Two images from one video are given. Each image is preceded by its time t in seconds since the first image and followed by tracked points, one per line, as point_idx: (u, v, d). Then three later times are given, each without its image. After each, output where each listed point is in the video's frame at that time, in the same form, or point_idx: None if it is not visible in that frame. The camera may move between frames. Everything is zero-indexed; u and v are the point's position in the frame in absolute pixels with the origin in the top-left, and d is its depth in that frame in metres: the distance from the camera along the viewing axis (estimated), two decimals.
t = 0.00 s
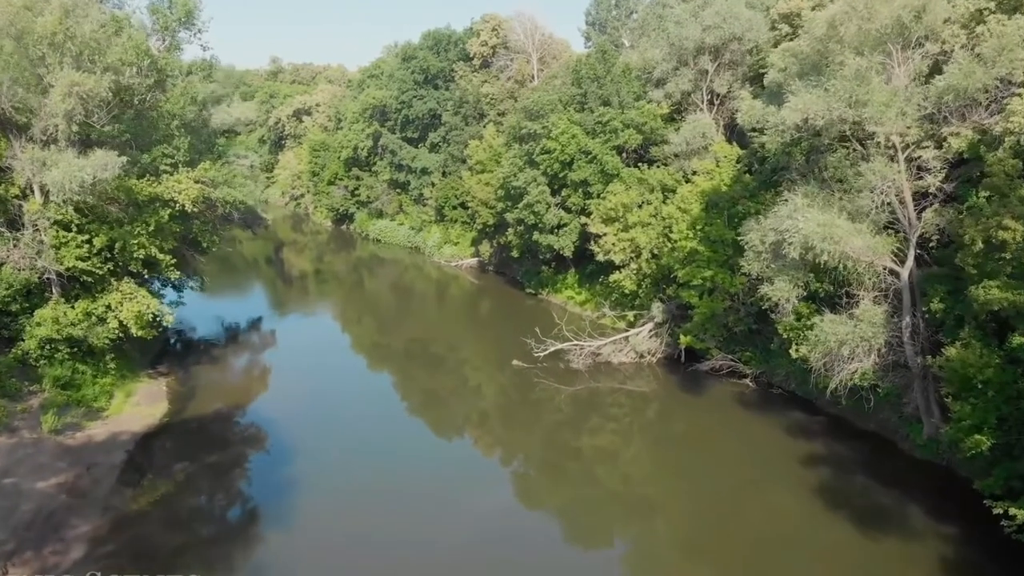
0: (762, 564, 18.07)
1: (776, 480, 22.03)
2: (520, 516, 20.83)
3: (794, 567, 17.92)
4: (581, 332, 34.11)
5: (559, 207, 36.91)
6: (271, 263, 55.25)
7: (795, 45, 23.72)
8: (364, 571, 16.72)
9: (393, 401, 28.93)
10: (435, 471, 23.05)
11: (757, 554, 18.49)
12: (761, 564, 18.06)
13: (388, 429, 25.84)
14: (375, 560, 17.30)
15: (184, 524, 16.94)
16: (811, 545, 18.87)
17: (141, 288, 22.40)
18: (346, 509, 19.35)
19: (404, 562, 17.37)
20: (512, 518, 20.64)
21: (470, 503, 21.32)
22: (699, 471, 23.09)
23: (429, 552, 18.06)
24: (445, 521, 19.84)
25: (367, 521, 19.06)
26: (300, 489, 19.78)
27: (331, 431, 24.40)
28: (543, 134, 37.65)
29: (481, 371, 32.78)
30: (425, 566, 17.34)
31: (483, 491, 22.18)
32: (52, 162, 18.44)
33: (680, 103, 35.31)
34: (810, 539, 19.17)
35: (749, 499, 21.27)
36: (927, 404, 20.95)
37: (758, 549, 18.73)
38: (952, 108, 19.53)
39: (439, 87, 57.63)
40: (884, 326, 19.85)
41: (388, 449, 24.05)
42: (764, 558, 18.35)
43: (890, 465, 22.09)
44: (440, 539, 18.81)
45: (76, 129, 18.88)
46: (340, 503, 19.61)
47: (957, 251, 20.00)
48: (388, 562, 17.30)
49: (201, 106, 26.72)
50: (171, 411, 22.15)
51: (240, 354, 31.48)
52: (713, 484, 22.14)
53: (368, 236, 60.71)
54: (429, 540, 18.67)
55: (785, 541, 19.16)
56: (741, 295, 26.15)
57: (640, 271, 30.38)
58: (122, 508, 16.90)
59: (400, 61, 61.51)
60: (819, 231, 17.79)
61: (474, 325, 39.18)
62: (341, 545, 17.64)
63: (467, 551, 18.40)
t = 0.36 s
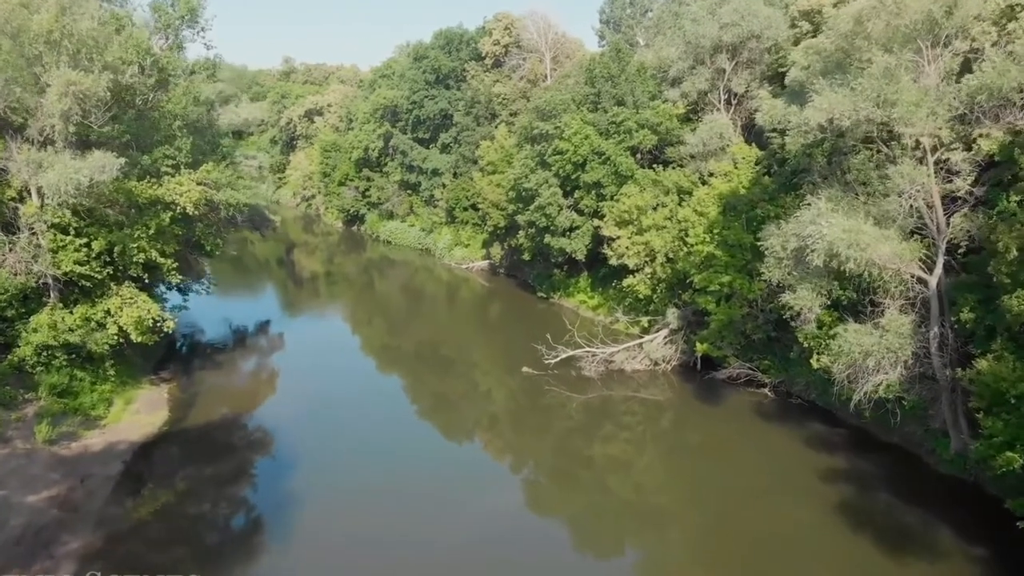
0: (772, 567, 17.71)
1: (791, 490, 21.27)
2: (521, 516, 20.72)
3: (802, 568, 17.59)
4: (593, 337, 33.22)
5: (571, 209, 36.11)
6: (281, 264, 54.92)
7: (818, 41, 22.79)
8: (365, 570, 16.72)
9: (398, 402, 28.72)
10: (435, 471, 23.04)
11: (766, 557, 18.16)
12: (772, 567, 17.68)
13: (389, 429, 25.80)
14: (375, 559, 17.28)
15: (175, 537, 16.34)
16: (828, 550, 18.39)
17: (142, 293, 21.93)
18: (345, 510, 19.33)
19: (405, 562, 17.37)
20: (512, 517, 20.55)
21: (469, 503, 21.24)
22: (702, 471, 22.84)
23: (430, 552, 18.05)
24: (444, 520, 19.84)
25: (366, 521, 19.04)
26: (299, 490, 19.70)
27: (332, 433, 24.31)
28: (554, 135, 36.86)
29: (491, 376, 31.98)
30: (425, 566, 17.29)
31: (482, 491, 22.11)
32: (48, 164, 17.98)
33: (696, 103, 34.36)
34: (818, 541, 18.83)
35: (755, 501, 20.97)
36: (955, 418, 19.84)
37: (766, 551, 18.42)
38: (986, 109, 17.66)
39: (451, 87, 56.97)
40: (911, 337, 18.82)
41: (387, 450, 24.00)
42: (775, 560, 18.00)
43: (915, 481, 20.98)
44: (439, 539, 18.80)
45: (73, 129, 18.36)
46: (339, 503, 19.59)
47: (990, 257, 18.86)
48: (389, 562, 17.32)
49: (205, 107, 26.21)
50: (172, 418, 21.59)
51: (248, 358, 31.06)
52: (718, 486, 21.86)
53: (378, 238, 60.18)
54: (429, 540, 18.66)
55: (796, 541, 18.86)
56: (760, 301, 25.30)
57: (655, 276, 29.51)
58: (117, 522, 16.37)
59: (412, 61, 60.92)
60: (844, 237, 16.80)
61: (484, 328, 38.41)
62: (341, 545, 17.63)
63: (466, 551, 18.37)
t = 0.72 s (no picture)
0: (777, 569, 17.52)
1: (802, 499, 20.67)
2: (521, 516, 20.67)
3: (807, 570, 17.37)
4: (602, 343, 32.39)
5: (579, 211, 35.40)
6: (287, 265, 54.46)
7: (834, 38, 22.00)
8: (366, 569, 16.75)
9: (399, 403, 28.46)
10: (435, 471, 23.01)
11: (771, 560, 17.96)
12: (777, 570, 17.47)
13: (389, 429, 25.77)
14: (376, 558, 17.29)
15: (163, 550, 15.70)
16: (835, 553, 18.10)
17: (138, 297, 21.45)
18: (345, 509, 19.33)
19: (405, 561, 17.40)
20: (512, 517, 20.52)
21: (469, 502, 21.22)
22: (705, 473, 22.69)
23: (430, 550, 18.07)
24: (445, 519, 19.85)
25: (367, 520, 19.04)
26: (299, 490, 19.67)
27: (333, 433, 24.28)
28: (562, 135, 36.16)
29: (496, 381, 31.24)
30: (425, 566, 17.28)
31: (481, 491, 22.08)
32: (39, 166, 17.46)
33: (707, 102, 33.50)
34: (825, 543, 18.58)
35: (759, 503, 20.77)
36: (977, 430, 18.95)
37: (769, 553, 18.27)
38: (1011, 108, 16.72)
39: (458, 86, 56.36)
40: (934, 347, 17.93)
41: (387, 450, 23.96)
42: (779, 561, 17.82)
43: (937, 496, 20.04)
44: (440, 538, 18.82)
45: (66, 130, 17.83)
46: (339, 502, 19.59)
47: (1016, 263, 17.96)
48: (390, 560, 17.36)
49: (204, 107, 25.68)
50: (168, 426, 21.04)
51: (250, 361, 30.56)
52: (720, 487, 21.69)
53: (384, 239, 59.64)
54: (430, 539, 18.69)
55: (802, 544, 18.63)
56: (773, 306, 24.52)
57: (665, 280, 28.74)
58: (105, 535, 15.80)
59: (418, 60, 60.36)
60: (865, 242, 16.05)
61: (490, 332, 37.72)
62: (342, 544, 17.64)
63: (466, 549, 18.37)
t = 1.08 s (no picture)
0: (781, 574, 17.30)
1: (813, 508, 20.14)
2: (523, 517, 20.55)
3: None
4: (611, 349, 31.52)
5: (588, 213, 34.61)
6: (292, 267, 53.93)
7: (853, 35, 21.12)
8: (366, 568, 16.66)
9: (404, 406, 28.16)
10: (437, 471, 22.91)
11: (777, 565, 17.71)
12: None
13: (391, 429, 25.62)
14: (376, 557, 17.18)
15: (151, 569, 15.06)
16: (843, 561, 17.78)
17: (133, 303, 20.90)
18: (346, 508, 19.23)
19: (407, 559, 17.30)
20: (514, 518, 20.40)
21: (471, 503, 21.09)
22: (711, 477, 22.39)
23: (432, 550, 17.97)
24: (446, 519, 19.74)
25: (368, 519, 18.94)
26: (300, 489, 19.58)
27: (336, 433, 24.17)
28: (571, 135, 35.37)
29: (504, 386, 30.51)
30: (426, 565, 17.19)
31: (484, 492, 21.95)
32: (30, 167, 16.88)
33: (720, 102, 32.75)
34: (832, 548, 18.30)
35: (764, 506, 20.52)
36: (1005, 448, 18.00)
37: (773, 559, 18.01)
38: None
39: (465, 86, 55.68)
40: (961, 360, 16.97)
41: (390, 450, 23.83)
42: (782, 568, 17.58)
43: (963, 516, 19.08)
44: (441, 537, 18.71)
45: (56, 130, 17.23)
46: (341, 501, 19.52)
47: None
48: (391, 558, 17.28)
49: (203, 107, 25.10)
50: (163, 435, 20.44)
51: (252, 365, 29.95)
52: (725, 490, 21.41)
53: (391, 241, 59.05)
54: (432, 539, 18.57)
55: (808, 548, 18.40)
56: (788, 313, 23.65)
57: (676, 285, 27.91)
58: (94, 552, 15.22)
59: (425, 60, 59.72)
60: (889, 249, 15.19)
61: (497, 335, 36.98)
62: (343, 543, 17.55)
63: (468, 549, 18.25)
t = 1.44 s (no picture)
0: None
1: (823, 516, 19.66)
2: (524, 515, 20.58)
3: None
4: (620, 356, 30.68)
5: (596, 216, 33.84)
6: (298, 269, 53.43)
7: (875, 31, 20.25)
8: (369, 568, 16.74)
9: (407, 407, 28.17)
10: (439, 469, 23.02)
11: (779, 566, 17.55)
12: None
13: (394, 429, 25.70)
14: (378, 557, 17.24)
15: None
16: (848, 563, 17.52)
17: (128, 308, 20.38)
18: (349, 509, 19.33)
19: (410, 560, 17.37)
20: (516, 517, 20.37)
21: (472, 500, 21.17)
22: (715, 478, 22.19)
23: (434, 550, 18.02)
24: (448, 517, 19.84)
25: (370, 519, 19.03)
26: (302, 492, 19.60)
27: (339, 434, 24.29)
28: (579, 136, 34.60)
29: (511, 391, 29.88)
30: (429, 565, 17.24)
31: (486, 491, 21.97)
32: (18, 169, 16.35)
33: (733, 102, 32.00)
34: (835, 550, 18.09)
35: (767, 507, 20.36)
36: None
37: (775, 561, 17.80)
38: None
39: (473, 86, 55.04)
40: (990, 374, 16.04)
41: (392, 449, 23.93)
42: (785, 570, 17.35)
43: (988, 534, 18.13)
44: (443, 536, 18.80)
45: (46, 132, 16.73)
46: (343, 502, 19.59)
47: None
48: (394, 558, 17.35)
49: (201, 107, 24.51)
50: (158, 447, 19.92)
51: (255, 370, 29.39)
52: (730, 493, 21.18)
53: (397, 242, 58.46)
54: (434, 538, 18.65)
55: (811, 551, 18.14)
56: (805, 320, 22.82)
57: (688, 290, 27.12)
58: (79, 568, 14.65)
59: (433, 59, 59.12)
60: (916, 258, 14.36)
61: (503, 338, 36.38)
62: (346, 544, 17.62)
63: (470, 549, 18.35)
